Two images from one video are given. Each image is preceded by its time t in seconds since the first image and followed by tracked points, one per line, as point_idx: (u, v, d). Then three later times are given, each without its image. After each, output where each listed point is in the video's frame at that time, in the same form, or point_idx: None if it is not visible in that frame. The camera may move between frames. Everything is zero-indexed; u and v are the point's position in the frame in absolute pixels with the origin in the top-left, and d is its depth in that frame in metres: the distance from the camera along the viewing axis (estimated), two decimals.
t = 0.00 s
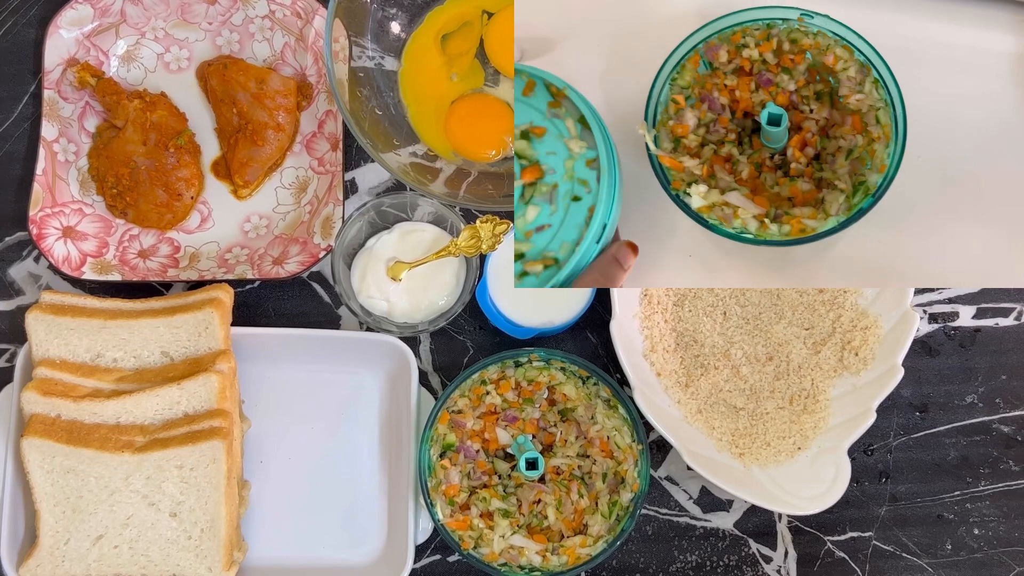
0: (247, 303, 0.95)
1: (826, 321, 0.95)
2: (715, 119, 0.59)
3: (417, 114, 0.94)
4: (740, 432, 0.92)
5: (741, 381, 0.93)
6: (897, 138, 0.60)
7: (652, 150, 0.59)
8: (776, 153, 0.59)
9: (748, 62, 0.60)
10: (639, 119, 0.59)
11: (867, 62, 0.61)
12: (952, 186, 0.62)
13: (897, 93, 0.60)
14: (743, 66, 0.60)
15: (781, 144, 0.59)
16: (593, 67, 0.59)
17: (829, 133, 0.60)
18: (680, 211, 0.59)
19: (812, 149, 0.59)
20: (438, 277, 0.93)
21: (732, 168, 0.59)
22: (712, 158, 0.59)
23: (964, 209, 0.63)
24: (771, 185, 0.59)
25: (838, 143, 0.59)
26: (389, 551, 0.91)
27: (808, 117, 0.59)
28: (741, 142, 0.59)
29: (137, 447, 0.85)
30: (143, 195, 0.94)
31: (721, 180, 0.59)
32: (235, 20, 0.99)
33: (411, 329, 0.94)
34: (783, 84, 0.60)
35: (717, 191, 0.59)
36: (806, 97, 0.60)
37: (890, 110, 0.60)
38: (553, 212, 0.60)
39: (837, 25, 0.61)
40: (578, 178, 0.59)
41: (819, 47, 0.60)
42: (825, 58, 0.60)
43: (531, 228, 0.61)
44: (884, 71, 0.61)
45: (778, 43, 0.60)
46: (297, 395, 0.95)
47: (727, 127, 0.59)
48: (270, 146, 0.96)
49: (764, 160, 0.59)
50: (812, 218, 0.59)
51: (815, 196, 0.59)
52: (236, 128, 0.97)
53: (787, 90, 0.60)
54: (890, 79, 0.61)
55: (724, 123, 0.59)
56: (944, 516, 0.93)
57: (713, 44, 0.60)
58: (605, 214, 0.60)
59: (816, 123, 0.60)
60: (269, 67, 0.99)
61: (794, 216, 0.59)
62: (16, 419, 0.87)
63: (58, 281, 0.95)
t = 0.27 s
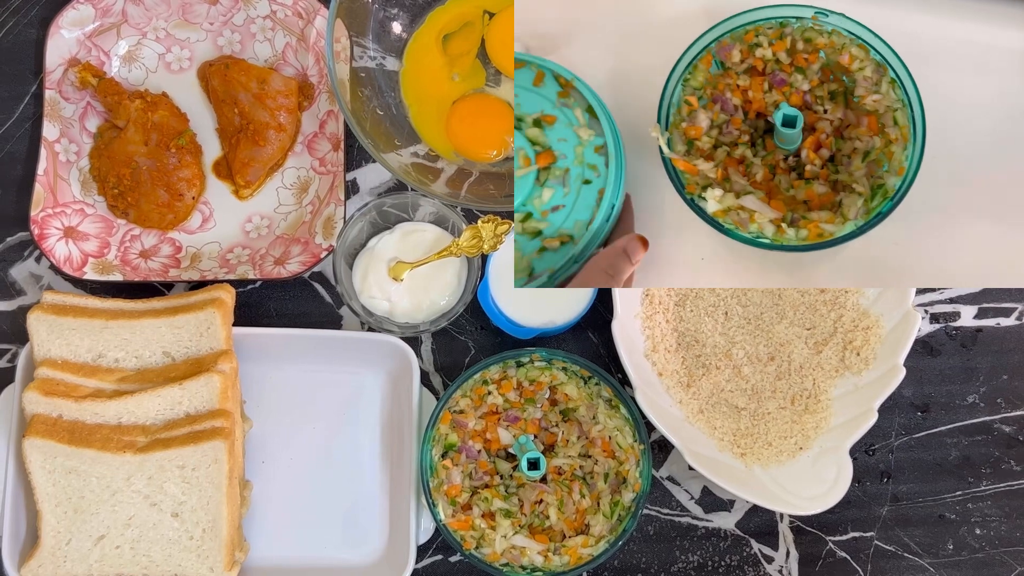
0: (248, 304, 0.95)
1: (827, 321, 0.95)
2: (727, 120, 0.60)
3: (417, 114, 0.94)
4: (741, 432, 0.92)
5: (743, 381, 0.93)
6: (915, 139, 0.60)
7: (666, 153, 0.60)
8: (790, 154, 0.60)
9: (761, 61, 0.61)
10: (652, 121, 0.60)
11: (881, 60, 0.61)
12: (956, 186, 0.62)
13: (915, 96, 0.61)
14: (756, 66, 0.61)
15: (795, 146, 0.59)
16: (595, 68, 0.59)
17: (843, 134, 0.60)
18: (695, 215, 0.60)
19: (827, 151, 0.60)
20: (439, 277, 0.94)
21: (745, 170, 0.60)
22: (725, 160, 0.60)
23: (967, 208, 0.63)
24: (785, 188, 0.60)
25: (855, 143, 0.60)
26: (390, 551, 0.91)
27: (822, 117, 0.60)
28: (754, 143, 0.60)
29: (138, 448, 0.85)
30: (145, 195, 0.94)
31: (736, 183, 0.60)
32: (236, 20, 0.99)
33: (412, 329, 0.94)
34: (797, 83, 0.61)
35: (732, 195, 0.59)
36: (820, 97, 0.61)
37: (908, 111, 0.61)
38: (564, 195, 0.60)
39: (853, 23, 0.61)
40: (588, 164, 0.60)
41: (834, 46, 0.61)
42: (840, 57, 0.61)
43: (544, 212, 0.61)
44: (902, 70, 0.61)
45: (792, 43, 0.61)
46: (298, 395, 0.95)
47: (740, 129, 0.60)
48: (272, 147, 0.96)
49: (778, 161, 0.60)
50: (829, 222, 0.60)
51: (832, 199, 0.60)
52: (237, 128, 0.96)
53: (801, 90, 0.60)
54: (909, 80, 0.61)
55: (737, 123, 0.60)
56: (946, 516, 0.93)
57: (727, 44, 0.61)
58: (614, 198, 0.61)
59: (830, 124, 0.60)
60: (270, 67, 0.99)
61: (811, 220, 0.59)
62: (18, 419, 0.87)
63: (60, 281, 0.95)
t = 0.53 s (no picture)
0: (248, 304, 0.95)
1: (828, 321, 0.95)
2: (740, 117, 0.61)
3: (417, 115, 0.94)
4: (741, 432, 0.92)
5: (743, 381, 0.93)
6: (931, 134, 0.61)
7: (680, 149, 0.60)
8: (803, 151, 0.60)
9: (774, 57, 0.61)
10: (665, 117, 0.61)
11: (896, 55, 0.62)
12: (956, 186, 0.62)
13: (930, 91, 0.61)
14: (768, 61, 0.61)
15: (808, 142, 0.60)
16: (596, 70, 0.60)
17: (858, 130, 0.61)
18: (710, 212, 0.60)
19: (840, 147, 0.60)
20: (439, 277, 0.93)
21: (759, 167, 0.60)
22: (739, 157, 0.61)
23: (967, 209, 0.63)
24: (799, 184, 0.60)
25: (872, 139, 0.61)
26: (390, 552, 0.91)
27: (835, 113, 0.61)
28: (767, 139, 0.61)
29: (138, 448, 0.85)
30: (145, 196, 0.94)
31: (750, 179, 0.60)
32: (236, 20, 0.99)
33: (412, 329, 0.94)
34: (809, 79, 0.61)
35: (747, 192, 0.60)
36: (833, 93, 0.61)
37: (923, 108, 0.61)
38: (579, 198, 0.59)
39: (867, 18, 0.62)
40: (603, 167, 0.59)
41: (847, 41, 0.62)
42: (853, 52, 0.62)
43: (559, 213, 0.60)
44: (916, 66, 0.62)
45: (805, 38, 0.62)
46: (298, 396, 0.95)
47: (752, 125, 0.61)
48: (271, 147, 0.96)
49: (791, 158, 0.60)
50: (845, 219, 0.60)
51: (847, 196, 0.60)
52: (237, 129, 0.96)
53: (813, 86, 0.61)
54: (923, 76, 0.62)
55: (749, 119, 0.61)
56: (946, 517, 0.93)
57: (739, 40, 0.61)
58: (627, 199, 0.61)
59: (844, 120, 0.61)
60: (270, 67, 0.99)
61: (826, 217, 0.60)
62: (17, 420, 0.87)
63: (59, 282, 0.95)
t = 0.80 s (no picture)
0: (246, 306, 0.95)
1: (826, 322, 0.95)
2: (742, 116, 0.61)
3: (416, 116, 0.94)
4: (740, 434, 0.92)
5: (741, 383, 0.93)
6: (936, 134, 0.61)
7: (681, 150, 0.60)
8: (806, 151, 0.60)
9: (776, 55, 0.61)
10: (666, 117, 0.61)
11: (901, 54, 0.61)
12: (955, 188, 0.62)
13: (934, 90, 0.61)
14: (771, 59, 0.61)
15: (811, 142, 0.59)
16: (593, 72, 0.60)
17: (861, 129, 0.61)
18: (711, 213, 0.61)
19: (844, 147, 0.60)
20: (438, 279, 0.93)
21: (762, 167, 0.60)
22: (741, 157, 0.60)
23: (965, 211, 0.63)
24: (802, 185, 0.60)
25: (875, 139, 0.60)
26: (389, 553, 0.91)
27: (839, 112, 0.60)
28: (769, 139, 0.61)
29: (136, 450, 0.85)
30: (143, 197, 0.94)
31: (752, 180, 0.60)
32: (234, 22, 0.99)
33: (411, 331, 0.94)
34: (813, 77, 0.61)
35: (749, 194, 0.60)
36: (836, 91, 0.61)
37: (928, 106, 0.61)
38: (573, 189, 0.60)
39: (872, 14, 0.62)
40: (596, 158, 0.59)
41: (851, 39, 0.61)
42: (858, 51, 0.61)
43: (553, 205, 0.62)
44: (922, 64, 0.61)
45: (808, 35, 0.61)
46: (296, 398, 0.95)
47: (755, 124, 0.61)
48: (269, 148, 0.96)
49: (794, 158, 0.60)
50: (849, 221, 0.60)
51: (852, 197, 0.60)
52: (235, 130, 0.96)
53: (817, 84, 0.61)
54: (930, 74, 0.61)
55: (751, 119, 0.61)
56: (945, 518, 0.93)
57: (741, 38, 0.61)
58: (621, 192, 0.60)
59: (847, 119, 0.61)
60: (268, 69, 0.99)
61: (831, 219, 0.60)
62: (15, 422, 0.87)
63: (57, 283, 0.95)
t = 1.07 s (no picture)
0: (244, 307, 0.96)
1: (824, 324, 0.95)
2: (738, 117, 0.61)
3: (414, 117, 0.93)
4: (738, 435, 0.92)
5: (739, 384, 0.93)
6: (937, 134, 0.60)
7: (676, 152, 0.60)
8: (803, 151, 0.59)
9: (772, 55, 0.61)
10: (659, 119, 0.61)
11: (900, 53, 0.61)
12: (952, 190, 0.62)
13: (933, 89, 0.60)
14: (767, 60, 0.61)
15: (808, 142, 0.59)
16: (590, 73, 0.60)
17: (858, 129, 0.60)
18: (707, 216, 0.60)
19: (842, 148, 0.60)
20: (435, 280, 0.92)
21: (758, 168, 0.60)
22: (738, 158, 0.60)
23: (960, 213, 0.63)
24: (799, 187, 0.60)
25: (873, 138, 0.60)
26: (387, 555, 0.91)
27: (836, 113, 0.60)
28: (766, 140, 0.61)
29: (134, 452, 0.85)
30: (141, 199, 0.93)
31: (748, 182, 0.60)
32: (232, 24, 0.99)
33: (409, 333, 0.93)
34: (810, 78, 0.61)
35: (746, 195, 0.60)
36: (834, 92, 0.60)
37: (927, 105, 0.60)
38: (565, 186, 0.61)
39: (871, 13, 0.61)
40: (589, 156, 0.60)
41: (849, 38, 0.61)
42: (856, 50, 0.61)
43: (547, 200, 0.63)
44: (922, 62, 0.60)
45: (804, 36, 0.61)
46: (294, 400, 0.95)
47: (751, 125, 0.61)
48: (267, 150, 0.96)
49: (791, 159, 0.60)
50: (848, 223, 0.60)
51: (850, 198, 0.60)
52: (233, 132, 0.96)
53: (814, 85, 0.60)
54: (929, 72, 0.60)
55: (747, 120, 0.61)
56: (943, 520, 0.93)
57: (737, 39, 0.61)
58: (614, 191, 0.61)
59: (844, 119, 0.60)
60: (266, 70, 0.99)
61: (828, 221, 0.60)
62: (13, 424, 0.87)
63: (55, 285, 0.95)
